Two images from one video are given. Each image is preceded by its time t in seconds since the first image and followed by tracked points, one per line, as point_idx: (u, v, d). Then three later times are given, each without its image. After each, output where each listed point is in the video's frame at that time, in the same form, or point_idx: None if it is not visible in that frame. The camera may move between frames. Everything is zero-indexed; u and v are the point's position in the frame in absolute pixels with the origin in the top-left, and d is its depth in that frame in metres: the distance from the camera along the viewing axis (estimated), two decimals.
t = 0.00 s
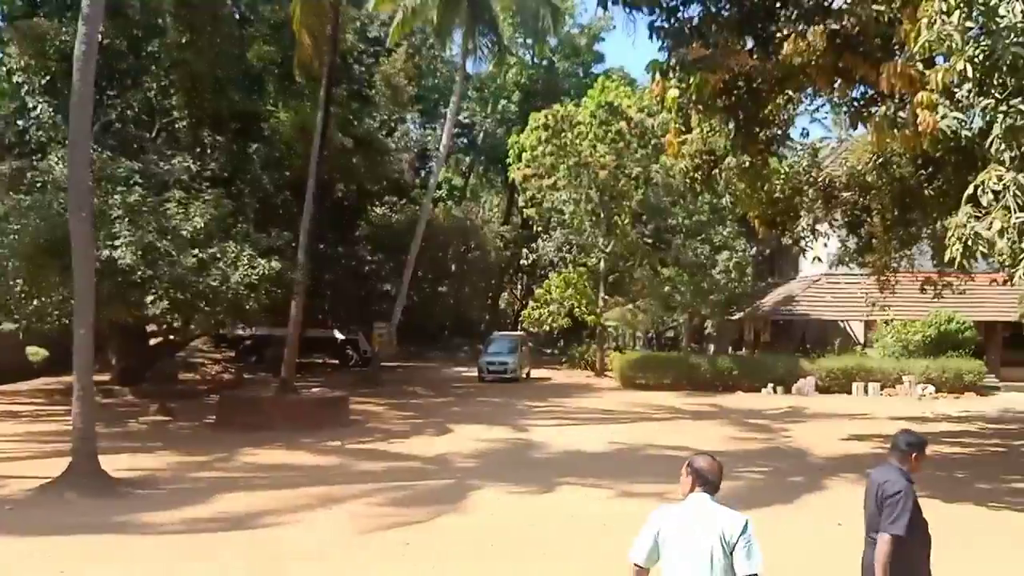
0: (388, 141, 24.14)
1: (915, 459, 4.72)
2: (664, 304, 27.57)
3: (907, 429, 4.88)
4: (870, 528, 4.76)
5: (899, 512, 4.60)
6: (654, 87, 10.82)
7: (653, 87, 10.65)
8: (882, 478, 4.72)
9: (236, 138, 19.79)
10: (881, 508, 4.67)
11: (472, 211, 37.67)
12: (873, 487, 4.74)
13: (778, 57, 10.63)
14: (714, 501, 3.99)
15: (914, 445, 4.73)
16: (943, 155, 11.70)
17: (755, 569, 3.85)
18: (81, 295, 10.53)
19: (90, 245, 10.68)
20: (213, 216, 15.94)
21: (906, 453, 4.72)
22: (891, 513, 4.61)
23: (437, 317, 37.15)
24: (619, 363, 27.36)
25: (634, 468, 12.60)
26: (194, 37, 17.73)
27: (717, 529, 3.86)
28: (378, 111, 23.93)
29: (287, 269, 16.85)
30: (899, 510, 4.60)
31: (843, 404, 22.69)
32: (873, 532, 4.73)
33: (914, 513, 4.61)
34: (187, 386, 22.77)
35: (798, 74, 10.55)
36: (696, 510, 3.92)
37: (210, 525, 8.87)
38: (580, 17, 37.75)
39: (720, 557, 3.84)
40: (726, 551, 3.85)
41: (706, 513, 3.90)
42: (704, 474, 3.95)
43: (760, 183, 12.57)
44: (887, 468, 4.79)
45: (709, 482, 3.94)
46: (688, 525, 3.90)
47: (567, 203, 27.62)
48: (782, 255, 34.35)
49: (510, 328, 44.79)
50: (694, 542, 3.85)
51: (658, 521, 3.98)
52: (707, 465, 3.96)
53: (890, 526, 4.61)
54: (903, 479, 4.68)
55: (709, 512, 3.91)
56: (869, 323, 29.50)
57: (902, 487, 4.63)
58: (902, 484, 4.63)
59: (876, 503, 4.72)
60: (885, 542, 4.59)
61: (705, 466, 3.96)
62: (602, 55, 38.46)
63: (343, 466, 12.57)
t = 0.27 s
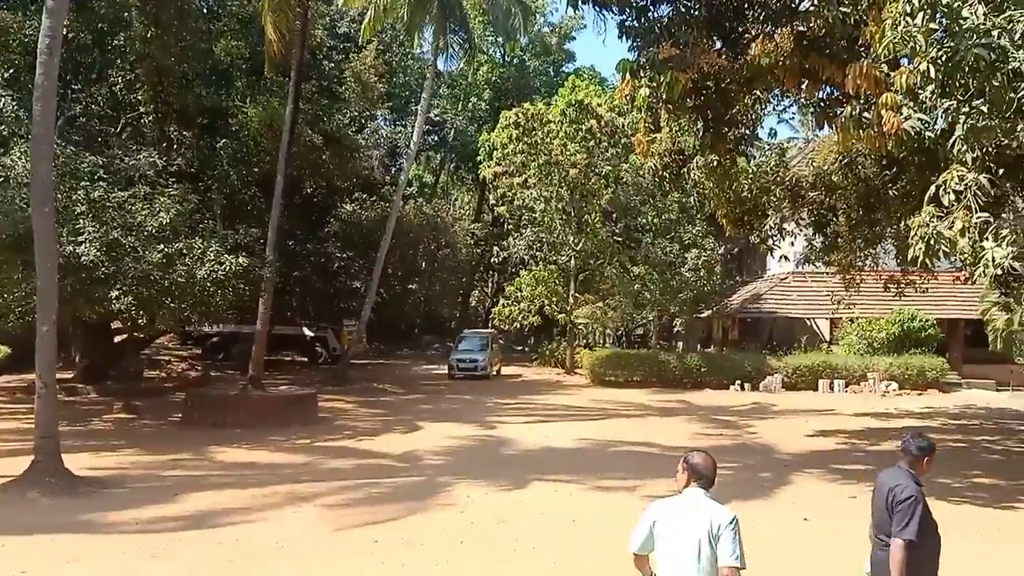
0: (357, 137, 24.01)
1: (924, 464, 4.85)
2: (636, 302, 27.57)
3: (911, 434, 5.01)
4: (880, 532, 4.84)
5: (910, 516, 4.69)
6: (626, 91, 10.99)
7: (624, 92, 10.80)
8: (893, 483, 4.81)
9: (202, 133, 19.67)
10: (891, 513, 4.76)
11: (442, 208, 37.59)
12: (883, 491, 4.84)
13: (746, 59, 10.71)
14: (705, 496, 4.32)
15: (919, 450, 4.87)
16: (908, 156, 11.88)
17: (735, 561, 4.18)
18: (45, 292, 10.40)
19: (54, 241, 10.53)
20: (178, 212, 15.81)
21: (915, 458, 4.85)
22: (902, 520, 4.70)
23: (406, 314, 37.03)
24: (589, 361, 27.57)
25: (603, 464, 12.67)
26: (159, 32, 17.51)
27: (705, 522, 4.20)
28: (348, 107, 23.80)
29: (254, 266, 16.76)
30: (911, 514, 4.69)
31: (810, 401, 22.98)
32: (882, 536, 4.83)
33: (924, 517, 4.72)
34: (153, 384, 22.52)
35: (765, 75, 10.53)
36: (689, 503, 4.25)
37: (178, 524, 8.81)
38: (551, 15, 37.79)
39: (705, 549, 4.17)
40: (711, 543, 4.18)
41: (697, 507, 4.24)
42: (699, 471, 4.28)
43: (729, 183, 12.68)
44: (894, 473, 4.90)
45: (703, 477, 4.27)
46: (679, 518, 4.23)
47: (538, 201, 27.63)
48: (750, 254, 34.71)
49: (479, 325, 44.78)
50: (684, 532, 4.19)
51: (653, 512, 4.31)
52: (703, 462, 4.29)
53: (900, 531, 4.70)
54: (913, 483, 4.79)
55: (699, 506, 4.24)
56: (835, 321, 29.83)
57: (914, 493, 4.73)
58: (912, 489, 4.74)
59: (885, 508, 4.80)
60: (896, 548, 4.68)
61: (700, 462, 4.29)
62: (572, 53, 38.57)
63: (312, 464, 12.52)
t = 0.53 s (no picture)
0: (321, 132, 23.79)
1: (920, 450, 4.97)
2: (602, 298, 27.80)
3: (904, 423, 5.11)
4: (891, 525, 4.90)
5: (919, 506, 4.76)
6: (593, 87, 10.93)
7: (592, 89, 10.76)
8: (895, 475, 4.89)
9: (158, 126, 19.25)
10: (902, 505, 4.83)
11: (407, 204, 37.43)
12: (887, 483, 4.91)
13: (712, 57, 10.73)
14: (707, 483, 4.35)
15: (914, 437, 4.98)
16: (869, 154, 12.03)
17: (735, 547, 4.18)
18: None
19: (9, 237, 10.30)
20: (137, 207, 15.58)
21: (912, 445, 4.95)
22: (915, 510, 4.76)
23: (371, 311, 36.83)
24: (556, 356, 27.71)
25: (569, 461, 12.67)
26: (116, 24, 17.13)
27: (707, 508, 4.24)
28: (312, 101, 23.60)
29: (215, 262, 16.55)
30: (921, 503, 4.76)
31: (773, 396, 23.23)
32: (893, 527, 4.89)
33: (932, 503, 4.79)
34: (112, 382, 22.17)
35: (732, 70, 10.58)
36: (687, 490, 4.31)
37: (139, 524, 8.66)
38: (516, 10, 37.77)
39: (702, 536, 4.22)
40: (708, 530, 4.22)
41: (694, 495, 4.28)
42: (695, 459, 4.31)
43: (694, 181, 12.73)
44: (894, 463, 4.99)
45: (702, 464, 4.29)
46: (678, 505, 4.30)
47: (504, 197, 27.58)
48: (715, 250, 34.96)
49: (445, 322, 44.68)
50: (679, 520, 4.26)
51: (656, 501, 4.38)
52: (701, 449, 4.31)
53: (917, 520, 4.76)
54: (915, 472, 4.88)
55: (696, 493, 4.29)
56: (798, 317, 30.14)
57: (919, 480, 4.81)
58: (916, 477, 4.82)
59: (894, 501, 4.88)
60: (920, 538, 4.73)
61: (699, 451, 4.31)
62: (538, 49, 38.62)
63: (276, 462, 12.38)
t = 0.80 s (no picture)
0: (278, 126, 23.58)
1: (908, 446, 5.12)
2: (564, 294, 27.63)
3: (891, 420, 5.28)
4: (884, 519, 5.03)
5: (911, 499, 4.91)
6: (555, 81, 10.89)
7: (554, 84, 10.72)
8: (887, 469, 5.05)
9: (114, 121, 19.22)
10: (894, 499, 4.97)
11: (367, 199, 37.21)
12: (879, 478, 5.06)
13: (676, 54, 10.76)
14: (696, 473, 4.60)
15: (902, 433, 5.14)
16: (827, 150, 12.17)
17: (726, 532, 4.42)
18: None
19: None
20: (89, 203, 15.31)
21: (900, 441, 5.11)
22: (907, 502, 4.91)
23: (332, 306, 36.57)
24: (518, 352, 27.56)
25: (532, 456, 12.70)
26: (68, 16, 16.74)
27: (698, 496, 4.48)
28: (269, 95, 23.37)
29: (170, 257, 16.32)
30: (912, 496, 4.91)
31: (733, 390, 23.47)
32: (885, 521, 5.02)
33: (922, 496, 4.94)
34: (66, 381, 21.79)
35: (692, 67, 10.74)
36: (676, 482, 4.57)
37: (95, 525, 8.53)
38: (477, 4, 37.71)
39: (693, 523, 4.46)
40: (699, 519, 4.46)
41: (682, 485, 4.54)
42: (682, 451, 4.57)
43: (655, 176, 12.77)
44: (885, 458, 5.14)
45: (689, 457, 4.56)
46: (669, 496, 4.54)
47: (465, 192, 27.48)
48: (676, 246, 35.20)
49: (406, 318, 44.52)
50: (670, 509, 4.51)
51: (649, 494, 4.63)
52: (688, 442, 4.58)
53: (909, 513, 4.90)
54: (906, 466, 5.03)
55: (685, 484, 4.54)
56: (758, 311, 30.47)
57: (909, 474, 4.96)
58: (906, 471, 4.97)
59: (886, 496, 5.02)
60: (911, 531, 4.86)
61: (686, 444, 4.58)
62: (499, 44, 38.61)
63: (236, 461, 12.26)
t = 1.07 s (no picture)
0: (231, 119, 23.45)
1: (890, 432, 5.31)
2: (523, 290, 27.89)
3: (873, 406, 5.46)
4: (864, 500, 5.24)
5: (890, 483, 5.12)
6: (512, 75, 10.79)
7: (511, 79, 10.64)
8: (869, 453, 5.24)
9: (61, 113, 19.01)
10: (873, 482, 5.18)
11: (323, 194, 36.87)
12: (861, 461, 5.26)
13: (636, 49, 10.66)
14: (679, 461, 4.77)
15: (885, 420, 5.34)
16: (781, 147, 12.28)
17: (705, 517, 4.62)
18: None
19: None
20: (36, 197, 14.93)
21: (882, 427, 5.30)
22: (886, 485, 5.12)
23: (287, 302, 36.20)
24: (477, 348, 27.41)
25: (491, 452, 12.70)
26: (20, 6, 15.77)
27: (679, 482, 4.66)
28: (220, 86, 23.15)
29: (120, 252, 15.99)
30: (891, 479, 5.12)
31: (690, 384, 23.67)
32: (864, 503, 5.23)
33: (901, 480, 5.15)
34: (13, 379, 21.27)
35: (648, 65, 10.79)
36: (660, 469, 4.74)
37: (45, 527, 8.34)
38: None
39: (676, 509, 4.65)
40: (681, 504, 4.65)
41: (665, 473, 4.71)
42: (663, 439, 4.74)
43: (613, 173, 12.76)
44: (868, 443, 5.34)
45: (672, 444, 4.72)
46: (653, 484, 4.71)
47: (423, 187, 27.09)
48: (634, 243, 35.41)
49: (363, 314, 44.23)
50: (654, 496, 4.69)
51: (635, 481, 4.80)
52: (671, 430, 4.74)
53: (885, 495, 5.12)
54: (887, 451, 5.24)
55: (668, 471, 4.71)
56: (715, 307, 30.78)
57: (889, 459, 5.16)
58: (888, 456, 5.18)
59: (866, 478, 5.22)
60: (884, 512, 5.09)
61: (670, 432, 4.74)
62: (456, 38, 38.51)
63: (190, 460, 12.07)
